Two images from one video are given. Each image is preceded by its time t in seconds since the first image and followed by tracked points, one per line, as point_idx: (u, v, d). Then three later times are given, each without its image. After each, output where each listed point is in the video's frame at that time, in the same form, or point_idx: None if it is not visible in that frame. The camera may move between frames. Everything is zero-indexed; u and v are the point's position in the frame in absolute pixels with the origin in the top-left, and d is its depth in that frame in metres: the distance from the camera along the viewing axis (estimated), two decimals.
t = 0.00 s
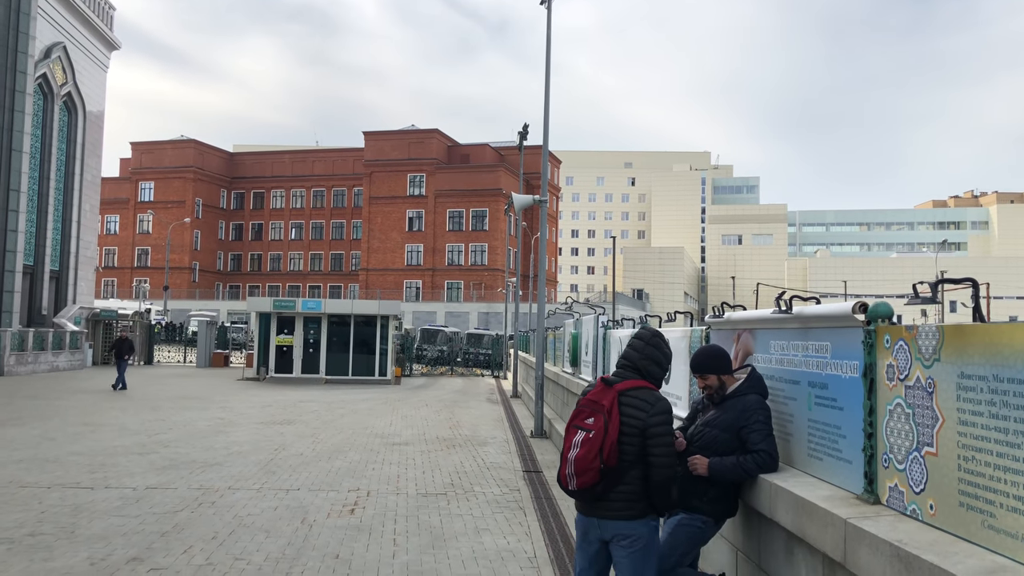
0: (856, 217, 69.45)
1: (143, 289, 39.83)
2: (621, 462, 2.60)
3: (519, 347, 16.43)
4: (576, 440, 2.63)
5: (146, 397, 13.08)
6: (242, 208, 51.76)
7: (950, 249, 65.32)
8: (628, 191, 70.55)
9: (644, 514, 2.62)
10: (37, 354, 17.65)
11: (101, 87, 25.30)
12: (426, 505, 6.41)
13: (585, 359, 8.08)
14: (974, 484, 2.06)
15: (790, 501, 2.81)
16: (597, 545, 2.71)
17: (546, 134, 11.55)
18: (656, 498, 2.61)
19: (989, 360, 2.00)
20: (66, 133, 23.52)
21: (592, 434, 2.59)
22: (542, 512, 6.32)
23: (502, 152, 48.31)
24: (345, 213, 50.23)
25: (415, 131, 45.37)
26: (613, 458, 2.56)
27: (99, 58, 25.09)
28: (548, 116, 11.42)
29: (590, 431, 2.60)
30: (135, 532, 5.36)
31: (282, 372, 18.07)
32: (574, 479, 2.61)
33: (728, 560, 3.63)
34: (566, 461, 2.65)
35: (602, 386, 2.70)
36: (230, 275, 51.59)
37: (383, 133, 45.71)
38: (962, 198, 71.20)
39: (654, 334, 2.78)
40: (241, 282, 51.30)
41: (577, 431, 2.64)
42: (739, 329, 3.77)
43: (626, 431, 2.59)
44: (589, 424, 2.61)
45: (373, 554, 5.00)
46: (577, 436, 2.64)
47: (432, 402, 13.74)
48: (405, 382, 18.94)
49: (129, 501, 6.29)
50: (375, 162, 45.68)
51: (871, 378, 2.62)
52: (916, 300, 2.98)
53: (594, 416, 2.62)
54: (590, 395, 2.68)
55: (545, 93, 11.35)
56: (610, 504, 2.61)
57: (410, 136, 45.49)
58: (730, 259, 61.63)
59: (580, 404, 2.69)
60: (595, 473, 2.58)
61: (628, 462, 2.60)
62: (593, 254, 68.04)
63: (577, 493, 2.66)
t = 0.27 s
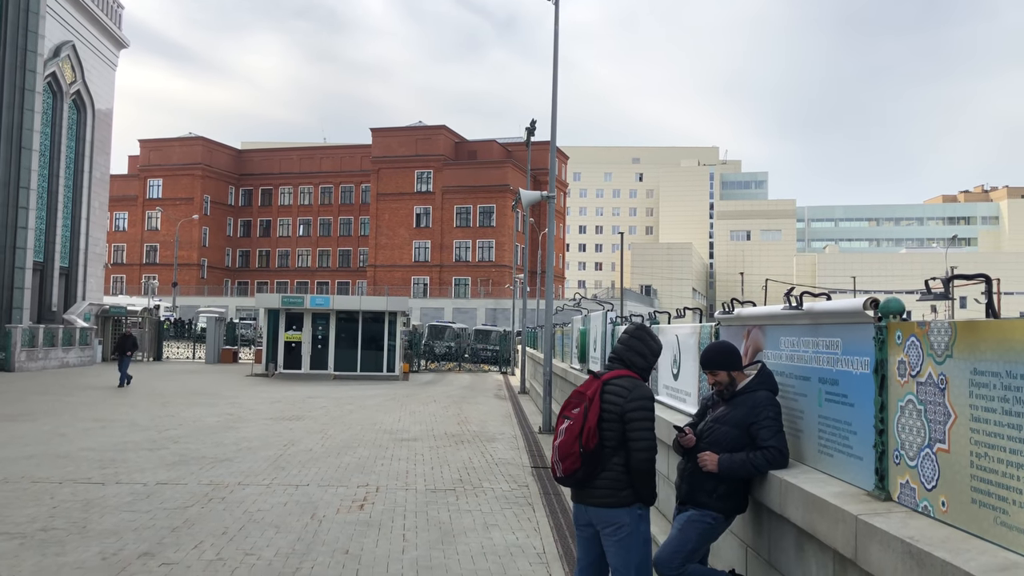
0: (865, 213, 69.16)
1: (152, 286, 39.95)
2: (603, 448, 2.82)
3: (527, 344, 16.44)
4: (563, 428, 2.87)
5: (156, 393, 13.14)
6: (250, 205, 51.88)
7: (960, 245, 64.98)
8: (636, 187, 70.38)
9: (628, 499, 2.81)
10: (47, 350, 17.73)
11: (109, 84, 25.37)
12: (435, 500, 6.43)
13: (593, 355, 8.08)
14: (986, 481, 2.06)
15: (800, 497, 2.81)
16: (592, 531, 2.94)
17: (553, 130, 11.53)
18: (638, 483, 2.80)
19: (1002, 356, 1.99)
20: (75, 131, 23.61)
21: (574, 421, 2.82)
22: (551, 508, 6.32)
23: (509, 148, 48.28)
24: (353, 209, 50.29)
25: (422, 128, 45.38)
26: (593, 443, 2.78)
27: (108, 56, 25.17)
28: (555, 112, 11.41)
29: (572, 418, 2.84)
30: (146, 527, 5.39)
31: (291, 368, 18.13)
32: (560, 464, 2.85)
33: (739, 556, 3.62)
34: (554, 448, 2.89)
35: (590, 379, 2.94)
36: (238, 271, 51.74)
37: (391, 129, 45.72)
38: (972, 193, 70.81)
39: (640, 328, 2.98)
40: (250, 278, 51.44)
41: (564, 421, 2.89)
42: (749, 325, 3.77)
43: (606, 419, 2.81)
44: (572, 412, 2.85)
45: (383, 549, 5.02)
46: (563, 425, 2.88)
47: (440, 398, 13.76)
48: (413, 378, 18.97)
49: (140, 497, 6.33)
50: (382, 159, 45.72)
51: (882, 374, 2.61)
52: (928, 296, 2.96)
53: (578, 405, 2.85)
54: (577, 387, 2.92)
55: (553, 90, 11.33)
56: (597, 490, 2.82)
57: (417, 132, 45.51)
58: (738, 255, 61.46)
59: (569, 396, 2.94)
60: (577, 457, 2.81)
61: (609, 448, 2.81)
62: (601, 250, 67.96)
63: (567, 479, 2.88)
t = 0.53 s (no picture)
0: (900, 203, 68.05)
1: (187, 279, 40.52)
2: (620, 434, 2.99)
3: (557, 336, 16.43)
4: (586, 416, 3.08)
5: (192, 385, 13.34)
6: (282, 199, 52.36)
7: (999, 235, 63.67)
8: (666, 178, 69.88)
9: (644, 485, 2.96)
10: (86, 342, 18.07)
11: (143, 80, 25.72)
12: (468, 492, 6.46)
13: (625, 348, 8.06)
14: None
15: (837, 491, 2.78)
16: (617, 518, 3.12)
17: (583, 121, 11.48)
18: (652, 469, 2.94)
19: None
20: (111, 126, 23.98)
21: (592, 408, 3.03)
22: (583, 500, 6.33)
23: (538, 140, 48.18)
24: (383, 202, 50.55)
25: (451, 120, 45.45)
26: (608, 430, 2.97)
27: (142, 52, 25.50)
28: (585, 104, 11.36)
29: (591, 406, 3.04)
30: (184, 517, 5.49)
31: (324, 360, 18.30)
32: (583, 450, 3.06)
33: (773, 550, 3.60)
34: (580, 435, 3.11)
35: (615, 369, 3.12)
36: (271, 264, 52.28)
37: (420, 122, 45.84)
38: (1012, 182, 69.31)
39: (659, 316, 3.12)
40: (282, 271, 51.96)
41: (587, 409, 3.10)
42: (784, 317, 3.73)
43: (621, 406, 2.98)
44: (593, 401, 3.06)
45: (417, 540, 5.06)
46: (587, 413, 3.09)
47: (472, 389, 13.82)
48: (444, 370, 19.07)
49: (178, 487, 6.44)
50: (412, 151, 45.87)
51: (921, 367, 2.57)
52: (969, 287, 2.91)
53: (598, 394, 3.05)
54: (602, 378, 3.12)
55: (583, 81, 11.27)
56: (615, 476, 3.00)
57: (446, 125, 45.59)
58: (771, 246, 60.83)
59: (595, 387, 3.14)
60: (595, 444, 3.00)
61: (626, 434, 2.98)
62: (631, 241, 67.65)
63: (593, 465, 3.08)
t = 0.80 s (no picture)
0: (953, 196, 66.48)
1: (236, 277, 41.29)
2: (665, 436, 2.99)
3: (601, 333, 16.38)
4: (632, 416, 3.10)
5: (241, 381, 13.61)
6: (327, 197, 53.02)
7: None
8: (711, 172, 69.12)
9: (690, 486, 2.95)
10: (139, 339, 18.52)
11: (192, 82, 26.24)
12: (513, 488, 6.50)
13: (670, 345, 8.00)
14: None
15: (889, 491, 2.74)
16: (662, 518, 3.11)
17: (627, 117, 11.43)
18: (698, 470, 2.93)
19: None
20: (162, 128, 24.52)
21: (637, 409, 3.04)
22: (629, 498, 6.31)
23: (581, 135, 48.03)
24: (426, 200, 50.87)
25: (493, 117, 45.52)
26: (653, 432, 2.97)
27: (190, 54, 26.02)
28: (628, 99, 11.31)
29: (637, 407, 3.05)
30: (236, 511, 5.61)
31: (369, 356, 18.52)
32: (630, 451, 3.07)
33: (823, 550, 3.56)
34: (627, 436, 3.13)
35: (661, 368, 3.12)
36: (317, 262, 53.00)
37: (462, 119, 46.02)
38: None
39: (705, 314, 3.09)
40: (328, 269, 52.66)
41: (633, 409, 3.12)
42: (833, 314, 3.68)
43: (666, 408, 2.98)
44: (639, 401, 3.07)
45: (463, 536, 5.11)
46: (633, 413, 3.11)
47: (516, 386, 13.86)
48: (488, 367, 19.15)
49: (230, 481, 6.58)
50: (454, 149, 46.09)
51: (977, 365, 2.52)
52: None
53: (643, 394, 3.06)
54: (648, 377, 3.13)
55: (626, 76, 11.21)
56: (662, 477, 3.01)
57: (488, 122, 45.67)
58: (818, 241, 59.79)
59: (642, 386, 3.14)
60: (641, 445, 3.01)
61: (671, 435, 2.98)
62: (675, 237, 67.07)
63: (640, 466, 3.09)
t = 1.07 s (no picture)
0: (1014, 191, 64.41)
1: (287, 277, 42.01)
2: (723, 443, 2.97)
3: (649, 332, 16.27)
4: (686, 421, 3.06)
5: (293, 380, 13.85)
6: (376, 198, 53.62)
7: None
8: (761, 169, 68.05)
9: (748, 493, 2.94)
10: (194, 339, 18.95)
11: (244, 86, 26.75)
12: (561, 489, 6.51)
13: (720, 345, 7.91)
14: None
15: (948, 496, 2.68)
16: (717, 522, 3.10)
17: (674, 115, 11.33)
18: (756, 478, 2.91)
19: None
20: (215, 131, 25.05)
21: (693, 415, 3.01)
22: (678, 499, 6.27)
23: (628, 133, 47.73)
24: (473, 200, 51.08)
25: (540, 117, 45.49)
26: (710, 440, 2.94)
27: (242, 59, 26.52)
28: (676, 97, 11.21)
29: (691, 412, 3.02)
30: (289, 508, 5.72)
31: (417, 355, 18.69)
32: (685, 458, 3.05)
33: (879, 555, 3.49)
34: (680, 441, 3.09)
35: (715, 371, 3.08)
36: (366, 262, 53.62)
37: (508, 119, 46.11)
38: None
39: (763, 317, 3.04)
40: (376, 269, 53.25)
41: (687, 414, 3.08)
42: (889, 314, 3.60)
43: (723, 415, 2.95)
44: (693, 407, 3.03)
45: (512, 535, 5.13)
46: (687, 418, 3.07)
47: (563, 386, 13.84)
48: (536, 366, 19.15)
49: (282, 479, 6.71)
50: (501, 149, 46.22)
51: None
52: None
53: (698, 400, 3.02)
54: (701, 382, 3.08)
55: (674, 73, 11.10)
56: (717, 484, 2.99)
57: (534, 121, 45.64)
58: (873, 239, 58.48)
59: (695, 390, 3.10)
60: (697, 452, 2.98)
61: (728, 443, 2.95)
62: (724, 236, 66.25)
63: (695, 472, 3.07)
